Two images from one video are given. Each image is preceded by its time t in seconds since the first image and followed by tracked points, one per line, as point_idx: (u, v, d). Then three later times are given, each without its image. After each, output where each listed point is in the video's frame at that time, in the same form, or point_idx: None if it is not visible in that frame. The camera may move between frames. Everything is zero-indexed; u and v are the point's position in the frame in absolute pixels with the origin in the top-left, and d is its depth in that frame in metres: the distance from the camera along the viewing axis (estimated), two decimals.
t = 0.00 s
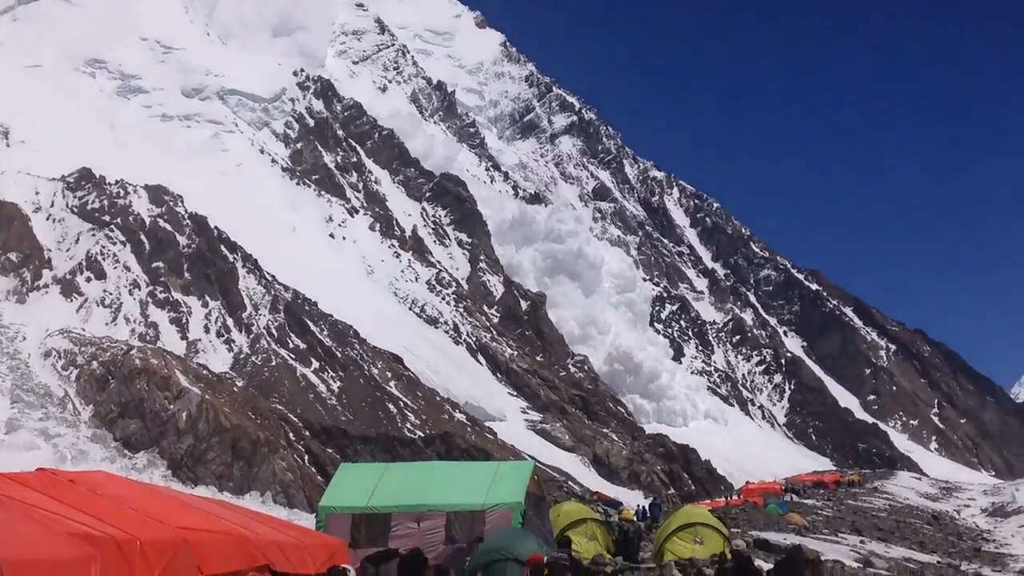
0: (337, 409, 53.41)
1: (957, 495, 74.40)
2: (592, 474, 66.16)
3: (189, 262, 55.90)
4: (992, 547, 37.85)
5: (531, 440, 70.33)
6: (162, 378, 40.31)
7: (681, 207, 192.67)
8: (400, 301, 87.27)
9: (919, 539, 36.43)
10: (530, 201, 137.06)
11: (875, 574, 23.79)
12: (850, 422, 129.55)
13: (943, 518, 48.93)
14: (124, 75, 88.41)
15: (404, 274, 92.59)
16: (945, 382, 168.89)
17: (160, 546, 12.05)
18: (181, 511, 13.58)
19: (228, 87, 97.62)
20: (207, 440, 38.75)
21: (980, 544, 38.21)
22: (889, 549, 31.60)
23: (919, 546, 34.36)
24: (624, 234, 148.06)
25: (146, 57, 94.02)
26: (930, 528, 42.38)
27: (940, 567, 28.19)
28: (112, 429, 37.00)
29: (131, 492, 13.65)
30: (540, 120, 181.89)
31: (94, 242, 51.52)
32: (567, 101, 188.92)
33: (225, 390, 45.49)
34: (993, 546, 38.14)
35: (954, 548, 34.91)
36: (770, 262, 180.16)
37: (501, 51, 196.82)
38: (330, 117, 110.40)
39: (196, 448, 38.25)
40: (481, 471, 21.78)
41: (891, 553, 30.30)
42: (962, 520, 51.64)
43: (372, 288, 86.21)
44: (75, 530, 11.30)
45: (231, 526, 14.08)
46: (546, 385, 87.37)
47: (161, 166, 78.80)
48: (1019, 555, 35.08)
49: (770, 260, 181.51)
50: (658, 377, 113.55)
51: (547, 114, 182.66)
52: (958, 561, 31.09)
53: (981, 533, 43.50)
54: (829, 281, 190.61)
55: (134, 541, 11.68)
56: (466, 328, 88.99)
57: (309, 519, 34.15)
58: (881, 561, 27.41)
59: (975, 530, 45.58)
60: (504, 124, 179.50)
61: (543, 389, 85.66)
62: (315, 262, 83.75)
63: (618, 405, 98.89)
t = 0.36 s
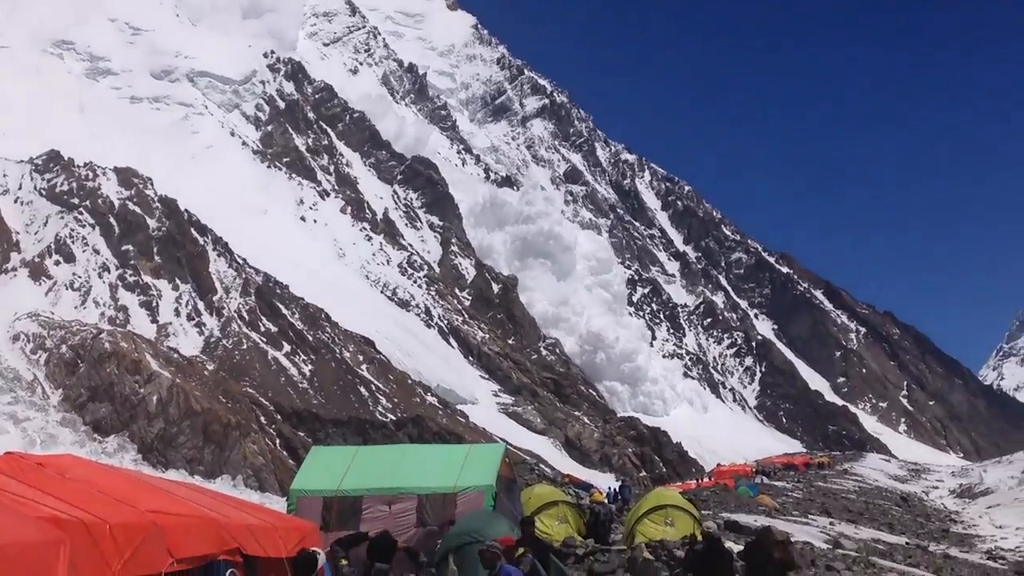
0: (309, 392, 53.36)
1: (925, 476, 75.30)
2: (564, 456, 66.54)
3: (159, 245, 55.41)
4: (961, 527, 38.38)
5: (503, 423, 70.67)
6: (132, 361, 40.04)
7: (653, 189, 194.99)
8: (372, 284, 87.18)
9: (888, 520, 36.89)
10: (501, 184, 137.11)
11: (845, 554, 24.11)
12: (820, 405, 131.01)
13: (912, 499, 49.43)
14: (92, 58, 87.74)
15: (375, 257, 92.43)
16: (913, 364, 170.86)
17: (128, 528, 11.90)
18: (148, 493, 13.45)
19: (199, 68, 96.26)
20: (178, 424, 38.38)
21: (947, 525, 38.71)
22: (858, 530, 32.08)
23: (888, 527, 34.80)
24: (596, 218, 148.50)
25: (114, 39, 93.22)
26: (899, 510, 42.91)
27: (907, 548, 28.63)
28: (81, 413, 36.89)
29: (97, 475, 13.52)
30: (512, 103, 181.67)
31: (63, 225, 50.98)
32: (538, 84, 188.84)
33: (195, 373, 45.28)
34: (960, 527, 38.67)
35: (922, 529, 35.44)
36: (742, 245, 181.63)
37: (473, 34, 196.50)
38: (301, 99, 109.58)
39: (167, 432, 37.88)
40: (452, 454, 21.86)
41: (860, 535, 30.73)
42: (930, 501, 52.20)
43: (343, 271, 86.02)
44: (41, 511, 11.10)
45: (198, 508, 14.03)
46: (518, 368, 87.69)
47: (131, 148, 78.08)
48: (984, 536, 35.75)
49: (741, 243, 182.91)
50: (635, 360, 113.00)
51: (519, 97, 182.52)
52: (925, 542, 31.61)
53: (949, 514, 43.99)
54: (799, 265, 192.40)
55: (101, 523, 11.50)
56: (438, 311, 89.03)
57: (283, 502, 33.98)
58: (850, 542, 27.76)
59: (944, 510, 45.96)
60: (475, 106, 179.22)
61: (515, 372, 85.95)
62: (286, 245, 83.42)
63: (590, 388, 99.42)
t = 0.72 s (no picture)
0: (276, 383, 53.30)
1: (890, 469, 76.20)
2: (532, 448, 66.81)
3: (126, 235, 54.98)
4: (925, 519, 38.50)
5: (471, 415, 70.87)
6: (98, 352, 39.99)
7: (621, 182, 195.86)
8: (340, 276, 86.93)
9: (854, 512, 37.17)
10: (471, 176, 137.48)
11: (811, 546, 24.10)
12: (786, 398, 132.34)
13: (877, 492, 49.39)
14: (58, 46, 87.14)
15: (343, 249, 92.20)
16: (880, 358, 172.69)
17: (95, 519, 11.33)
18: (112, 484, 12.85)
19: (164, 58, 95.60)
20: (144, 415, 38.23)
21: (913, 517, 38.93)
22: (824, 522, 32.25)
23: (853, 519, 35.10)
24: (565, 210, 148.89)
25: (81, 27, 92.82)
26: (864, 502, 42.93)
27: (873, 540, 28.81)
28: (46, 403, 36.62)
29: (59, 466, 12.89)
30: (482, 95, 181.44)
31: (28, 215, 50.22)
32: (508, 77, 188.80)
33: (161, 364, 44.91)
34: (925, 518, 38.90)
35: (887, 521, 35.64)
36: (710, 238, 183.31)
37: (443, 25, 196.61)
38: (270, 90, 108.84)
39: (133, 423, 37.69)
40: (421, 446, 21.85)
41: (826, 527, 30.91)
42: (895, 493, 52.55)
43: (311, 263, 85.67)
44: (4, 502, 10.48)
45: (164, 499, 13.47)
46: (486, 360, 87.87)
47: (97, 137, 77.28)
48: (948, 527, 35.99)
49: (709, 237, 184.36)
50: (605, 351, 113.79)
51: (488, 89, 182.44)
52: (891, 534, 31.70)
53: (914, 506, 44.19)
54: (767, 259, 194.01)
55: (68, 514, 10.93)
56: (407, 303, 89.02)
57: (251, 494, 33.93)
58: (816, 535, 27.86)
59: (908, 503, 45.93)
60: (445, 98, 179.19)
61: (483, 364, 86.03)
62: (253, 237, 83.00)
63: (558, 381, 99.73)
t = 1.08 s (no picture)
0: (253, 364, 54.03)
1: (865, 452, 77.22)
2: (508, 430, 67.71)
3: (102, 215, 55.13)
4: (900, 501, 37.48)
5: (447, 397, 71.80)
6: (74, 333, 40.58)
7: (599, 164, 197.92)
8: (317, 258, 87.34)
9: (828, 493, 36.58)
10: (449, 159, 138.76)
11: (786, 529, 23.39)
12: (762, 381, 133.92)
13: (851, 474, 49.09)
14: (34, 26, 87.84)
15: (321, 231, 92.67)
16: (856, 342, 174.29)
17: (71, 500, 11.39)
18: (88, 465, 12.93)
19: (141, 38, 95.22)
20: (119, 397, 38.85)
21: (887, 499, 38.11)
22: (799, 504, 31.49)
23: (826, 500, 34.52)
24: (542, 193, 149.72)
25: (57, 9, 93.94)
26: (840, 485, 42.13)
27: (847, 522, 27.99)
28: (22, 384, 37.08)
29: (35, 448, 12.96)
30: (460, 78, 181.59)
31: (3, 194, 50.85)
32: (487, 59, 189.00)
33: (138, 345, 45.34)
34: (900, 501, 37.89)
35: (862, 503, 34.82)
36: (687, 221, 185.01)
37: (422, 8, 197.63)
38: (247, 71, 108.65)
39: (109, 404, 38.28)
40: (398, 430, 22.27)
41: (801, 508, 30.13)
42: (871, 475, 52.07)
43: (288, 244, 86.03)
44: None
45: (140, 479, 13.59)
46: (464, 343, 88.60)
47: (73, 118, 77.11)
48: (923, 509, 34.93)
49: (686, 220, 186.16)
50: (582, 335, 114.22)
51: (467, 71, 182.73)
52: (865, 516, 30.72)
53: (889, 488, 43.41)
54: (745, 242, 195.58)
55: (45, 494, 11.01)
56: (384, 285, 89.69)
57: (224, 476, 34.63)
58: (791, 516, 27.19)
59: (882, 485, 45.47)
60: (422, 80, 179.68)
61: (461, 346, 86.69)
62: (230, 218, 83.21)
63: (535, 363, 100.60)
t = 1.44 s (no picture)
0: (230, 350, 53.68)
1: (841, 438, 77.66)
2: (485, 417, 67.74)
3: (76, 200, 54.67)
4: (874, 487, 37.77)
5: (424, 383, 71.74)
6: (48, 319, 40.15)
7: (576, 151, 198.88)
8: (294, 244, 86.99)
9: (804, 480, 36.64)
10: (426, 145, 138.79)
11: (761, 515, 23.40)
12: (739, 367, 134.63)
13: (827, 460, 49.43)
14: (8, 9, 88.79)
15: (298, 216, 92.19)
16: (832, 328, 175.39)
17: (48, 488, 10.62)
18: (62, 450, 12.10)
19: (116, 22, 95.95)
20: (95, 382, 38.49)
21: (862, 485, 38.31)
22: (774, 490, 31.62)
23: (803, 487, 34.56)
24: (519, 178, 149.83)
25: None
26: (816, 471, 42.35)
27: (822, 508, 28.12)
28: None
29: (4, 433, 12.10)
30: (437, 63, 181.18)
31: None
32: (464, 44, 188.80)
33: (112, 330, 44.85)
34: (875, 487, 38.15)
35: (836, 489, 34.97)
36: (664, 208, 186.15)
37: None
38: (223, 55, 107.61)
39: (84, 390, 37.92)
40: (374, 414, 21.63)
41: (775, 494, 30.20)
42: (845, 462, 52.50)
43: (265, 230, 85.48)
44: None
45: (113, 465, 12.76)
46: (441, 328, 88.44)
47: (47, 101, 76.27)
48: (896, 495, 35.10)
49: (664, 206, 187.13)
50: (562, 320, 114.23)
51: (444, 56, 182.43)
52: (839, 502, 30.82)
53: (864, 475, 43.71)
54: (722, 229, 196.42)
55: (20, 480, 10.25)
56: (361, 271, 89.33)
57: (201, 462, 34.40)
58: (766, 502, 27.22)
59: (857, 471, 45.82)
60: (400, 65, 179.35)
61: (438, 332, 86.52)
62: (207, 204, 82.54)
63: (512, 349, 100.72)
